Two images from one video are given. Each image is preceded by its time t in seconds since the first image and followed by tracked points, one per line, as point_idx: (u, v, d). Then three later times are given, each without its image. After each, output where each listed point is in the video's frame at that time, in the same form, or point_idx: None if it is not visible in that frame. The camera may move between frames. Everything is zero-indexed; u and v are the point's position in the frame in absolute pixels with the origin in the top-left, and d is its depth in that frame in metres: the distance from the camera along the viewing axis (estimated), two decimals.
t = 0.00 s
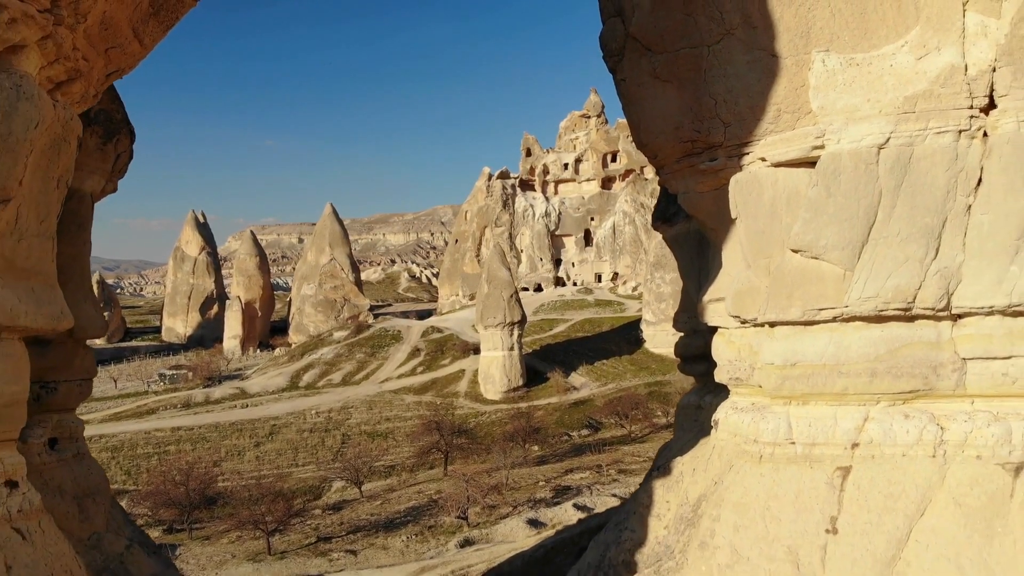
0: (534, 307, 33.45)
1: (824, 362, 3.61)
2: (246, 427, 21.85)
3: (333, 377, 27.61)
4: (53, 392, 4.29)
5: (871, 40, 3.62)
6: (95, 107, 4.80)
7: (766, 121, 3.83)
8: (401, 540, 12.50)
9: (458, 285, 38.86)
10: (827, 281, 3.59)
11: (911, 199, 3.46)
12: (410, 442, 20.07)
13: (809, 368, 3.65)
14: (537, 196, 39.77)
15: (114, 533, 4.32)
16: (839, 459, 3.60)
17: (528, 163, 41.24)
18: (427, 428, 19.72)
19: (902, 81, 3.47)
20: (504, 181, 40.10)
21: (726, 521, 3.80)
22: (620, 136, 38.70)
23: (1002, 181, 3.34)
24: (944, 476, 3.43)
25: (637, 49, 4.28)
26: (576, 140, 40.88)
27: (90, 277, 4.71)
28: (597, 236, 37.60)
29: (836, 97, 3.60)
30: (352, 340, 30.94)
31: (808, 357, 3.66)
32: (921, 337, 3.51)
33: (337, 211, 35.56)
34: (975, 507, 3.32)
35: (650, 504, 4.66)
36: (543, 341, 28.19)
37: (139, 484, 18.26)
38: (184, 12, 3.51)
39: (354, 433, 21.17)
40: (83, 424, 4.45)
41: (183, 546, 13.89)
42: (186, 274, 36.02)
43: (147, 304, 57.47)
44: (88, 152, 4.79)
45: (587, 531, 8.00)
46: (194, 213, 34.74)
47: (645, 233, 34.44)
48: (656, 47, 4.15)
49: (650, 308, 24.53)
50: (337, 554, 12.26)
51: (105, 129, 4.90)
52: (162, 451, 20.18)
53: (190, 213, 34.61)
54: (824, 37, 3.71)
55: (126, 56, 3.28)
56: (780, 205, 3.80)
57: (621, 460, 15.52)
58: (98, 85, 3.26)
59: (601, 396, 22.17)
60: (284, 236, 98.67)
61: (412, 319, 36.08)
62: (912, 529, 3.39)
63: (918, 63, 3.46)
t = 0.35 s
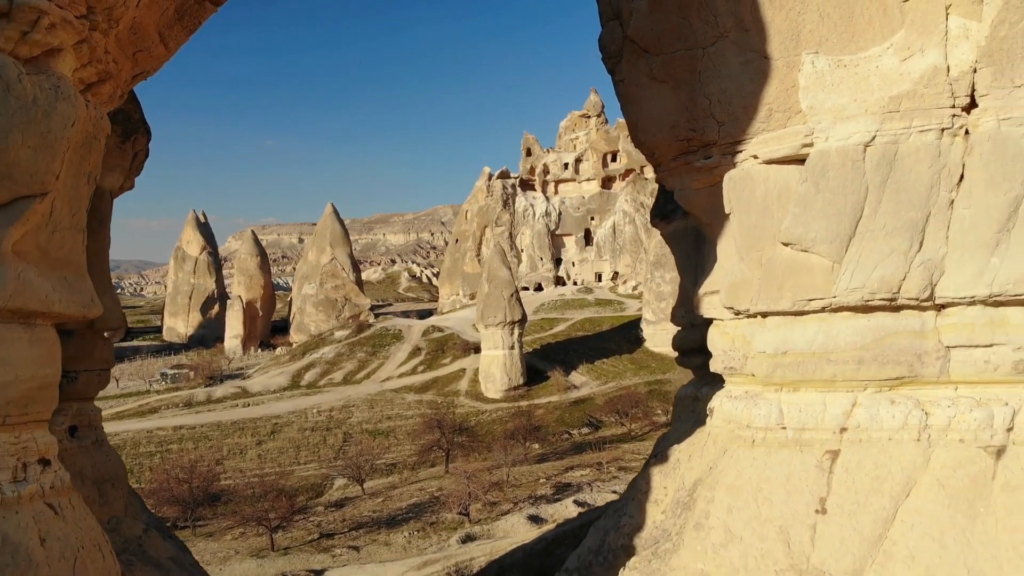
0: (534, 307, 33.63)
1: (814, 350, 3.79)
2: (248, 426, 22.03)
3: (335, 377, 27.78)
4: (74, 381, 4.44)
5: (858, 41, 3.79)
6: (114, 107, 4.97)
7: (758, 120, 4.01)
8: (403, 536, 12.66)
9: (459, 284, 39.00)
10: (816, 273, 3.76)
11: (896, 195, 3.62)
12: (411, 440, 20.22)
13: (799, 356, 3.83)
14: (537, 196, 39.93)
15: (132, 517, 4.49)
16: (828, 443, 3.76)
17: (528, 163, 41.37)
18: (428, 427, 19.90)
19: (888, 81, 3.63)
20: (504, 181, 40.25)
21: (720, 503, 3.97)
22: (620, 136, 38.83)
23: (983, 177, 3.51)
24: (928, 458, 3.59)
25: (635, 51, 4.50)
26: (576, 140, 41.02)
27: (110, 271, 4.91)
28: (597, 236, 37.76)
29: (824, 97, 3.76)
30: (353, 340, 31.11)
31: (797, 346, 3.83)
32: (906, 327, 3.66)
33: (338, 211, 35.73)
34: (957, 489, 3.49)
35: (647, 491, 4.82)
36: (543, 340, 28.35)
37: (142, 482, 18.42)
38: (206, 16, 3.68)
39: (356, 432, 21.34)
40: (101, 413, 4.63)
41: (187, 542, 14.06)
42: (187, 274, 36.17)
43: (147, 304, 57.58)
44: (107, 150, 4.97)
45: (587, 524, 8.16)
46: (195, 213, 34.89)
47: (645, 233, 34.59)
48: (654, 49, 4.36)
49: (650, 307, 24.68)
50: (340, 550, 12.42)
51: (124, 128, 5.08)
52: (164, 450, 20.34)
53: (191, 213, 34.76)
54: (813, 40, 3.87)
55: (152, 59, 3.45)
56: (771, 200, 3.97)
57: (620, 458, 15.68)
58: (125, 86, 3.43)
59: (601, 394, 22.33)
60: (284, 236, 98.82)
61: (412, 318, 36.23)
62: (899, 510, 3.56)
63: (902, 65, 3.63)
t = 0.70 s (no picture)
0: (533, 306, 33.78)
1: (801, 342, 3.94)
2: (248, 425, 22.19)
3: (334, 376, 27.93)
4: (88, 373, 4.60)
5: (844, 45, 3.95)
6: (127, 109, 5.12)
7: (748, 122, 4.17)
8: (403, 533, 12.80)
9: (459, 284, 39.14)
10: (803, 269, 3.92)
11: (880, 193, 3.77)
12: (412, 439, 20.35)
13: (788, 349, 3.99)
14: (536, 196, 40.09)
15: (144, 505, 4.63)
16: (815, 432, 3.92)
17: (528, 163, 41.49)
18: (428, 425, 20.05)
19: (871, 85, 3.78)
20: (504, 181, 40.38)
21: (711, 490, 4.12)
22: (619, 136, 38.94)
23: (963, 176, 3.66)
24: (911, 446, 3.74)
25: (631, 54, 4.66)
26: (576, 140, 41.13)
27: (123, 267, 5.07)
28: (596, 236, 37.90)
29: (811, 99, 3.92)
30: (353, 339, 31.25)
31: (785, 338, 3.99)
32: (890, 320, 3.81)
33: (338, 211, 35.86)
34: (939, 475, 3.64)
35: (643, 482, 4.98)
36: (543, 339, 28.50)
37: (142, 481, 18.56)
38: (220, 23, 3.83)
39: (356, 430, 21.47)
40: (113, 405, 4.75)
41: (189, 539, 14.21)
42: (187, 274, 36.30)
43: (147, 305, 57.66)
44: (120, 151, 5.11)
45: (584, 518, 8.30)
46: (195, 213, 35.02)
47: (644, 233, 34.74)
48: (648, 53, 4.52)
49: (650, 306, 24.81)
50: (340, 547, 12.56)
51: (137, 129, 5.23)
52: (165, 448, 20.47)
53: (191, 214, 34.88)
54: (801, 44, 4.03)
55: (168, 64, 3.61)
56: (761, 198, 4.13)
57: (620, 456, 15.81)
58: (142, 89, 3.59)
59: (600, 394, 22.48)
60: (284, 236, 98.88)
61: (412, 318, 36.34)
62: (883, 495, 3.71)
63: (886, 68, 3.78)
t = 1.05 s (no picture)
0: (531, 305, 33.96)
1: (784, 335, 4.13)
2: (247, 424, 22.35)
3: (333, 375, 28.09)
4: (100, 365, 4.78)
5: (826, 50, 4.13)
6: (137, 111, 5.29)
7: (734, 123, 4.36)
8: (402, 530, 12.97)
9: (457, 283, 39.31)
10: (786, 264, 4.11)
11: (860, 191, 3.95)
12: (411, 437, 20.51)
13: (772, 341, 4.18)
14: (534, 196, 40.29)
15: (153, 493, 4.76)
16: (798, 420, 4.10)
17: (526, 163, 41.65)
18: (426, 424, 20.22)
19: (851, 88, 3.96)
20: (502, 181, 40.56)
21: (699, 476, 4.32)
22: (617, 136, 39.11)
23: (939, 176, 3.83)
24: (890, 433, 3.91)
25: (622, 58, 4.85)
26: (574, 139, 41.31)
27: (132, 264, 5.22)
28: (594, 235, 38.07)
29: (794, 102, 4.11)
30: (352, 338, 31.42)
31: (770, 331, 4.19)
32: (870, 313, 3.99)
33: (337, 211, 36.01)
34: (916, 460, 3.81)
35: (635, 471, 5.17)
36: (541, 338, 28.69)
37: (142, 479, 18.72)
38: (229, 29, 4.00)
39: (355, 429, 21.64)
40: (123, 396, 4.89)
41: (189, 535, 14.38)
42: (185, 274, 36.44)
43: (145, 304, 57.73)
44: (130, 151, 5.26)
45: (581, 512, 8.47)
46: (194, 213, 35.16)
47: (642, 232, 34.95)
48: (639, 57, 4.71)
49: (647, 305, 25.00)
50: (340, 543, 12.72)
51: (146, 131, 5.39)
52: (165, 447, 20.62)
53: (189, 214, 35.02)
54: (785, 49, 4.21)
55: (181, 68, 3.78)
56: (746, 197, 4.32)
57: (617, 454, 15.97)
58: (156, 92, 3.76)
59: (598, 392, 22.67)
60: (282, 236, 98.97)
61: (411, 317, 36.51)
62: (863, 480, 3.88)
63: (866, 72, 3.96)
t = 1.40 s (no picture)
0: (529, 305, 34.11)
1: (770, 330, 4.31)
2: (246, 424, 22.48)
3: (331, 375, 28.24)
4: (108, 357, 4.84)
5: (811, 55, 4.29)
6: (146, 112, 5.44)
7: (722, 126, 4.55)
8: (401, 527, 13.12)
9: (455, 283, 39.48)
10: (772, 261, 4.30)
11: (842, 192, 4.11)
12: (409, 436, 20.65)
13: (758, 336, 4.35)
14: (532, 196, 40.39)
15: (160, 484, 4.87)
16: (783, 412, 4.26)
17: (524, 163, 41.81)
18: (425, 423, 20.37)
19: (834, 92, 4.13)
20: (500, 181, 40.73)
21: (688, 466, 4.49)
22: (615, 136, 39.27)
23: (918, 177, 3.99)
24: (871, 424, 4.07)
25: (614, 63, 5.07)
26: (572, 140, 41.47)
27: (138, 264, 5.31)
28: (592, 235, 38.26)
29: (779, 106, 4.28)
30: (351, 338, 31.56)
31: (757, 326, 4.36)
32: (853, 308, 4.15)
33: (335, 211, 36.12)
34: (896, 450, 3.96)
35: (628, 463, 5.34)
36: (539, 338, 28.85)
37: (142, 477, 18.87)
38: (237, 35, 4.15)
39: (354, 428, 21.78)
40: (130, 390, 5.00)
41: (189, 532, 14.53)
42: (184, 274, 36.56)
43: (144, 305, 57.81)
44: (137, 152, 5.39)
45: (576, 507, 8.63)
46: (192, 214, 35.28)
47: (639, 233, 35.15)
48: (630, 62, 4.93)
49: (645, 305, 25.18)
50: (339, 540, 12.87)
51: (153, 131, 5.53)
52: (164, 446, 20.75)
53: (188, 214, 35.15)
54: (771, 54, 4.38)
55: (191, 74, 3.93)
56: (733, 197, 4.51)
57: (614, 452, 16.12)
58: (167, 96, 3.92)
59: (596, 391, 22.85)
60: (280, 236, 99.04)
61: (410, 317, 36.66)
62: (845, 470, 4.04)
63: (848, 77, 4.12)
